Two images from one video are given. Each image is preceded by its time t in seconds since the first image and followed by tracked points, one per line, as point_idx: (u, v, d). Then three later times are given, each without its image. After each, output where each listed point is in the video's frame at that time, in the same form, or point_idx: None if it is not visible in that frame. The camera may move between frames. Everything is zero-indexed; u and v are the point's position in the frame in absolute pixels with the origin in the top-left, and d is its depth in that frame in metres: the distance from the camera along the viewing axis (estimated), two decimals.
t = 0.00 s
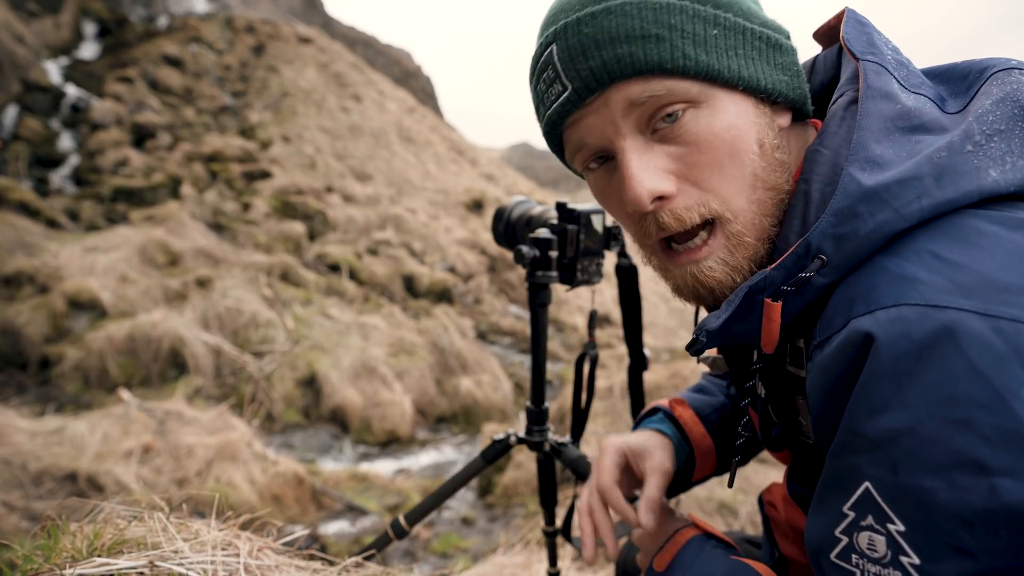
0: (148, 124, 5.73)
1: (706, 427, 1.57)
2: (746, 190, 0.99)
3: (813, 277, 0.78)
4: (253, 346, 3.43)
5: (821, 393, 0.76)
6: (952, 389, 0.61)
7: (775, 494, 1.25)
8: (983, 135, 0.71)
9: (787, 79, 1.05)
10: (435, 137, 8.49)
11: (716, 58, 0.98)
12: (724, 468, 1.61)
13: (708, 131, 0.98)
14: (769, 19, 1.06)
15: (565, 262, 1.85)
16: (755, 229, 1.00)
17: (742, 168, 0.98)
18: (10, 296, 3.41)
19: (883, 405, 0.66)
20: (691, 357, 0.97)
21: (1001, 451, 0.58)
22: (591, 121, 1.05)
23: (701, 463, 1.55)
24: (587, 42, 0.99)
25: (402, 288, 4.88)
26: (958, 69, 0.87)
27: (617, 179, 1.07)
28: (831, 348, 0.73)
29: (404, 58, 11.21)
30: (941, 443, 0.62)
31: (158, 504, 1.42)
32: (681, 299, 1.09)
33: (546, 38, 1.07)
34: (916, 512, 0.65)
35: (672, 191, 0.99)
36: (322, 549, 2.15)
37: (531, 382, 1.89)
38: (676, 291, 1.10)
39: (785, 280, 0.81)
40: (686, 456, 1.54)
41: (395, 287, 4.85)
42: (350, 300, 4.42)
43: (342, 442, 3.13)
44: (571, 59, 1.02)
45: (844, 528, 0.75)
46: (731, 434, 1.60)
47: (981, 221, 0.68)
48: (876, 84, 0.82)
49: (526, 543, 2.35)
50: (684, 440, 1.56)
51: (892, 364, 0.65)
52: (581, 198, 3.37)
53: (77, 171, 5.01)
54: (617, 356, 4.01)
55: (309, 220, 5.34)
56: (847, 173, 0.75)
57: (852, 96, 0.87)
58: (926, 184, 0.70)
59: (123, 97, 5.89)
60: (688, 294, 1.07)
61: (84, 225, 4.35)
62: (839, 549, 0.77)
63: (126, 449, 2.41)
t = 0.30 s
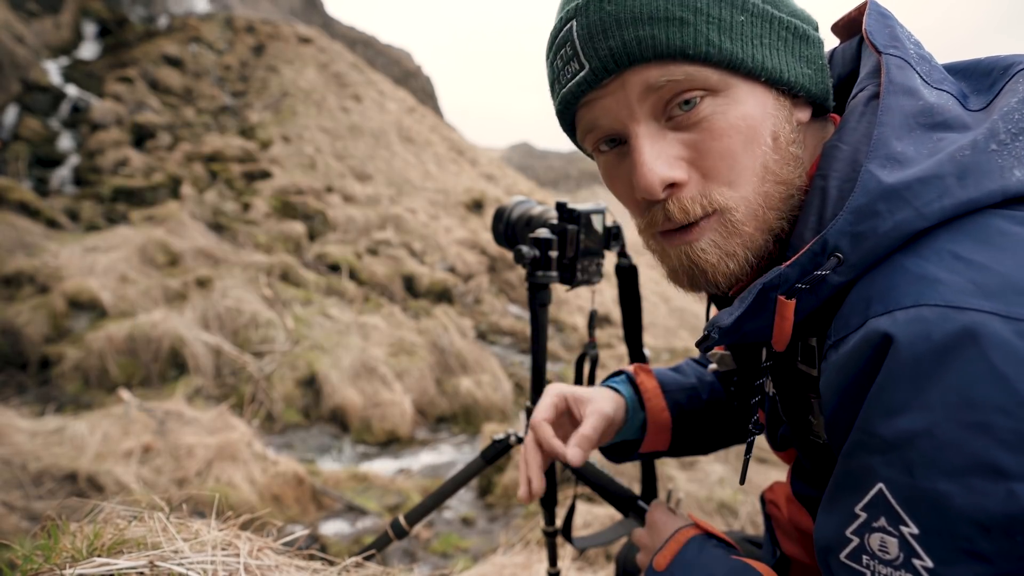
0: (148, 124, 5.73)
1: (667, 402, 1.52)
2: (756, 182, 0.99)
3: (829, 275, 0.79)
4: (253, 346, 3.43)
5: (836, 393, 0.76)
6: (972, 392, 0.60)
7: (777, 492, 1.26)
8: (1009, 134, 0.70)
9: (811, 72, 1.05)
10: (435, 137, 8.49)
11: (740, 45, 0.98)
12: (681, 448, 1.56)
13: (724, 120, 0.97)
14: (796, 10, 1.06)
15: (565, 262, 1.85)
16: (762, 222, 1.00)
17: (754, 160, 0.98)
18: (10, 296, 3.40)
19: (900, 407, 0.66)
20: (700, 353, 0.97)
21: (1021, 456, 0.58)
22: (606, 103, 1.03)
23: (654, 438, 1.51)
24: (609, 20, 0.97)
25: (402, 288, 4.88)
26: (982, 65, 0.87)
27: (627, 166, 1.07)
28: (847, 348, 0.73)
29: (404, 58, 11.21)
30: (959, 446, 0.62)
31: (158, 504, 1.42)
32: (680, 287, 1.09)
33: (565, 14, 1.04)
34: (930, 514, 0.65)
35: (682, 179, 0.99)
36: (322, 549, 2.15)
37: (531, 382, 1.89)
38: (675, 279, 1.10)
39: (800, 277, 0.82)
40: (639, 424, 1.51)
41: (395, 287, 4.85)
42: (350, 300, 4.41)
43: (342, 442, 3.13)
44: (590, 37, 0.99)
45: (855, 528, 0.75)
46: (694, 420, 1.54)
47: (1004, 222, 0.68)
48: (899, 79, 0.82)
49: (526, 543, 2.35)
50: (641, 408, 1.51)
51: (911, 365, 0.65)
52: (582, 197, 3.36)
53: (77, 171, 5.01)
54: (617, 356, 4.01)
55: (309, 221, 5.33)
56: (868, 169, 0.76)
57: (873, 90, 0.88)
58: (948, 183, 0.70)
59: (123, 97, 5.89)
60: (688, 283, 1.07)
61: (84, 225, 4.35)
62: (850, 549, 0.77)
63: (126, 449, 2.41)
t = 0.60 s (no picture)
0: (149, 125, 5.73)
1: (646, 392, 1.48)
2: (750, 181, 0.98)
3: (833, 276, 0.78)
4: (253, 346, 3.43)
5: (840, 397, 0.76)
6: (981, 394, 0.60)
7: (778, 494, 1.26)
8: (1013, 131, 0.69)
9: (800, 72, 1.03)
10: (435, 137, 8.49)
11: (727, 48, 0.96)
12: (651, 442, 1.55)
13: (714, 121, 0.97)
14: (785, 11, 1.05)
15: (565, 262, 1.84)
16: (760, 219, 1.00)
17: (747, 159, 0.98)
18: (10, 296, 3.40)
19: (906, 409, 0.66)
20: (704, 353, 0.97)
21: None
22: (595, 110, 1.04)
23: (629, 426, 1.47)
24: (596, 27, 0.97)
25: (402, 288, 4.88)
26: (981, 63, 0.86)
27: (619, 171, 1.08)
28: (852, 350, 0.73)
29: (404, 58, 11.23)
30: (965, 448, 0.61)
31: (158, 504, 1.42)
32: (679, 289, 1.09)
33: (554, 22, 1.05)
34: (935, 517, 0.65)
35: (674, 182, 0.99)
36: (322, 549, 2.15)
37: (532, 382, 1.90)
38: (674, 281, 1.10)
39: (803, 279, 0.81)
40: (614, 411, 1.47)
41: (395, 287, 4.85)
42: (350, 300, 4.41)
43: (342, 442, 3.13)
44: (577, 45, 1.00)
45: (859, 531, 0.75)
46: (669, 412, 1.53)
47: (1010, 221, 0.67)
48: (900, 77, 0.81)
49: (526, 543, 2.34)
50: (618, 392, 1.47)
51: (919, 367, 0.64)
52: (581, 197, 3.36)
53: (77, 171, 5.01)
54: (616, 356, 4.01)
55: (309, 220, 5.34)
56: (870, 169, 0.75)
57: (874, 89, 0.87)
58: (953, 181, 0.69)
59: (123, 97, 5.90)
60: (686, 285, 1.08)
61: (84, 225, 4.35)
62: (853, 552, 0.77)
63: (126, 449, 2.41)
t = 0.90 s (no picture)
0: (148, 124, 5.73)
1: (688, 387, 1.57)
2: (733, 197, 0.97)
3: (818, 286, 0.78)
4: (253, 346, 3.43)
5: (831, 405, 0.75)
6: (966, 396, 0.60)
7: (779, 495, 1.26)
8: (985, 136, 0.70)
9: (771, 88, 1.05)
10: (434, 137, 8.49)
11: (699, 70, 0.98)
12: (696, 441, 1.60)
13: (694, 144, 0.97)
14: (749, 29, 1.06)
15: (565, 262, 1.85)
16: (745, 235, 0.99)
17: (729, 176, 0.97)
18: (9, 296, 3.40)
19: (893, 412, 0.66)
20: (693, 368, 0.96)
21: (1014, 460, 0.58)
22: (575, 141, 1.03)
23: (673, 421, 1.56)
24: (567, 60, 0.99)
25: (402, 288, 4.88)
26: (951, 71, 0.87)
27: (604, 198, 1.06)
28: (840, 358, 0.72)
29: (403, 58, 11.23)
30: (952, 450, 0.61)
31: (158, 504, 1.42)
32: (673, 310, 1.06)
33: (524, 59, 1.07)
34: (925, 520, 0.65)
35: (661, 206, 0.97)
36: (322, 549, 2.15)
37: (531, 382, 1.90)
38: (667, 303, 1.07)
39: (788, 290, 0.80)
40: (657, 405, 1.56)
41: (395, 287, 4.85)
42: (350, 300, 4.42)
43: (342, 442, 3.13)
44: (551, 78, 1.01)
45: (850, 534, 0.75)
46: (711, 410, 1.59)
47: (987, 223, 0.67)
48: (873, 87, 0.82)
49: (526, 543, 2.35)
50: (661, 388, 1.57)
51: (907, 372, 0.64)
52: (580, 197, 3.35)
53: (77, 171, 5.01)
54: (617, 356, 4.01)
55: (309, 220, 5.33)
56: (849, 178, 0.76)
57: (849, 99, 0.87)
58: (930, 188, 0.70)
59: (123, 97, 5.90)
60: (680, 305, 1.04)
61: (84, 225, 4.35)
62: (845, 554, 0.76)
63: (126, 449, 2.41)
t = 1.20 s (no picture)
0: (148, 125, 5.74)
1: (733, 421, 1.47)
2: (713, 213, 0.97)
3: (796, 295, 0.77)
4: (253, 346, 3.43)
5: (817, 411, 0.74)
6: (943, 395, 0.60)
7: (774, 495, 1.26)
8: (949, 144, 0.71)
9: (744, 102, 1.05)
10: (435, 137, 8.49)
11: (677, 86, 0.98)
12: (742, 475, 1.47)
13: (674, 159, 0.96)
14: (721, 46, 1.07)
15: (565, 262, 1.85)
16: (727, 251, 0.98)
17: (709, 192, 0.97)
18: (10, 296, 3.40)
19: (874, 413, 0.66)
20: (677, 382, 0.94)
21: (992, 456, 0.58)
22: (556, 157, 1.03)
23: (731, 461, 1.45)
24: (547, 78, 0.99)
25: (402, 288, 4.88)
26: (915, 83, 0.88)
27: (587, 214, 1.05)
28: (823, 364, 0.71)
29: (403, 58, 11.23)
30: (931, 448, 0.61)
31: (158, 504, 1.42)
32: (659, 329, 1.04)
33: (503, 78, 1.07)
34: (910, 519, 0.64)
35: (643, 222, 0.96)
36: (322, 549, 2.15)
37: (531, 382, 1.90)
38: (653, 322, 1.05)
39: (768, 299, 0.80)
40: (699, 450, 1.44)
41: (395, 287, 4.85)
42: (350, 300, 4.42)
43: (342, 442, 3.13)
44: (531, 96, 1.01)
45: (838, 535, 0.74)
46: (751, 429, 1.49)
47: (957, 226, 0.67)
48: (840, 99, 0.82)
49: (526, 543, 2.35)
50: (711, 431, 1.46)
51: (886, 374, 0.64)
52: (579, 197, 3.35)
53: (78, 171, 5.02)
54: (617, 356, 4.01)
55: (309, 220, 5.33)
56: (821, 189, 0.75)
57: (818, 112, 0.87)
58: (899, 196, 0.70)
59: (123, 97, 5.90)
60: (666, 324, 1.02)
61: (84, 226, 4.35)
62: (834, 556, 0.76)
63: (126, 449, 2.41)
